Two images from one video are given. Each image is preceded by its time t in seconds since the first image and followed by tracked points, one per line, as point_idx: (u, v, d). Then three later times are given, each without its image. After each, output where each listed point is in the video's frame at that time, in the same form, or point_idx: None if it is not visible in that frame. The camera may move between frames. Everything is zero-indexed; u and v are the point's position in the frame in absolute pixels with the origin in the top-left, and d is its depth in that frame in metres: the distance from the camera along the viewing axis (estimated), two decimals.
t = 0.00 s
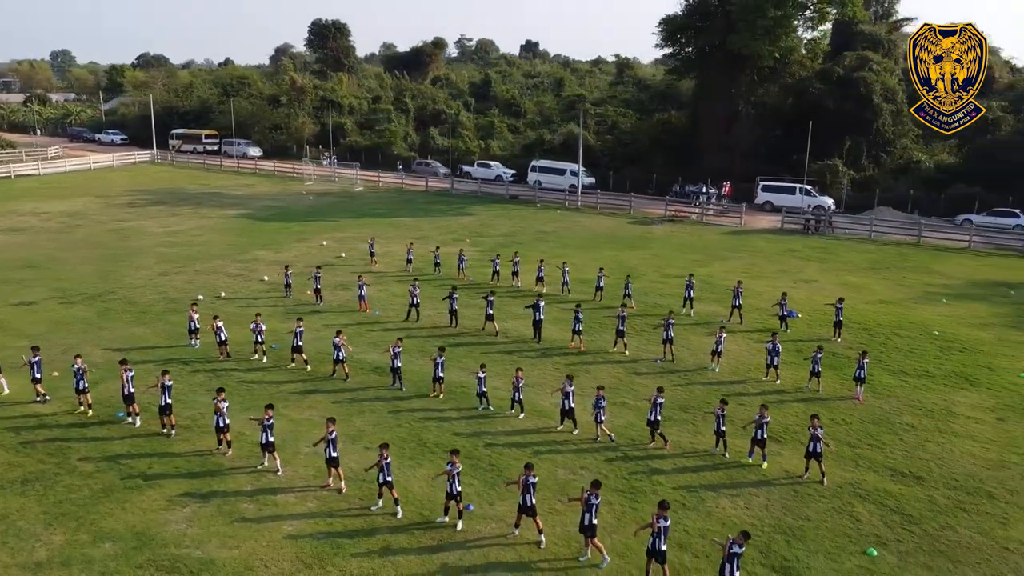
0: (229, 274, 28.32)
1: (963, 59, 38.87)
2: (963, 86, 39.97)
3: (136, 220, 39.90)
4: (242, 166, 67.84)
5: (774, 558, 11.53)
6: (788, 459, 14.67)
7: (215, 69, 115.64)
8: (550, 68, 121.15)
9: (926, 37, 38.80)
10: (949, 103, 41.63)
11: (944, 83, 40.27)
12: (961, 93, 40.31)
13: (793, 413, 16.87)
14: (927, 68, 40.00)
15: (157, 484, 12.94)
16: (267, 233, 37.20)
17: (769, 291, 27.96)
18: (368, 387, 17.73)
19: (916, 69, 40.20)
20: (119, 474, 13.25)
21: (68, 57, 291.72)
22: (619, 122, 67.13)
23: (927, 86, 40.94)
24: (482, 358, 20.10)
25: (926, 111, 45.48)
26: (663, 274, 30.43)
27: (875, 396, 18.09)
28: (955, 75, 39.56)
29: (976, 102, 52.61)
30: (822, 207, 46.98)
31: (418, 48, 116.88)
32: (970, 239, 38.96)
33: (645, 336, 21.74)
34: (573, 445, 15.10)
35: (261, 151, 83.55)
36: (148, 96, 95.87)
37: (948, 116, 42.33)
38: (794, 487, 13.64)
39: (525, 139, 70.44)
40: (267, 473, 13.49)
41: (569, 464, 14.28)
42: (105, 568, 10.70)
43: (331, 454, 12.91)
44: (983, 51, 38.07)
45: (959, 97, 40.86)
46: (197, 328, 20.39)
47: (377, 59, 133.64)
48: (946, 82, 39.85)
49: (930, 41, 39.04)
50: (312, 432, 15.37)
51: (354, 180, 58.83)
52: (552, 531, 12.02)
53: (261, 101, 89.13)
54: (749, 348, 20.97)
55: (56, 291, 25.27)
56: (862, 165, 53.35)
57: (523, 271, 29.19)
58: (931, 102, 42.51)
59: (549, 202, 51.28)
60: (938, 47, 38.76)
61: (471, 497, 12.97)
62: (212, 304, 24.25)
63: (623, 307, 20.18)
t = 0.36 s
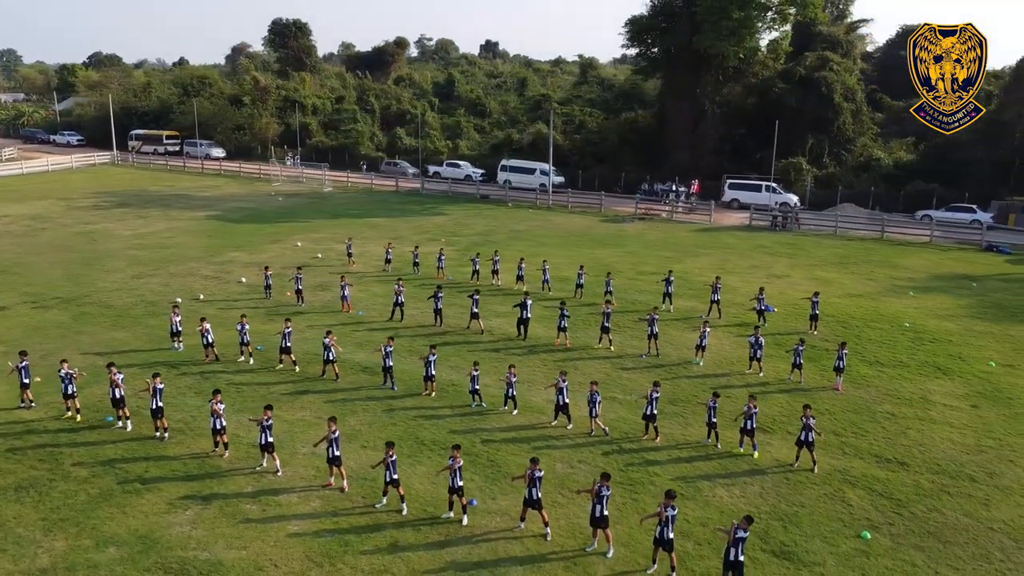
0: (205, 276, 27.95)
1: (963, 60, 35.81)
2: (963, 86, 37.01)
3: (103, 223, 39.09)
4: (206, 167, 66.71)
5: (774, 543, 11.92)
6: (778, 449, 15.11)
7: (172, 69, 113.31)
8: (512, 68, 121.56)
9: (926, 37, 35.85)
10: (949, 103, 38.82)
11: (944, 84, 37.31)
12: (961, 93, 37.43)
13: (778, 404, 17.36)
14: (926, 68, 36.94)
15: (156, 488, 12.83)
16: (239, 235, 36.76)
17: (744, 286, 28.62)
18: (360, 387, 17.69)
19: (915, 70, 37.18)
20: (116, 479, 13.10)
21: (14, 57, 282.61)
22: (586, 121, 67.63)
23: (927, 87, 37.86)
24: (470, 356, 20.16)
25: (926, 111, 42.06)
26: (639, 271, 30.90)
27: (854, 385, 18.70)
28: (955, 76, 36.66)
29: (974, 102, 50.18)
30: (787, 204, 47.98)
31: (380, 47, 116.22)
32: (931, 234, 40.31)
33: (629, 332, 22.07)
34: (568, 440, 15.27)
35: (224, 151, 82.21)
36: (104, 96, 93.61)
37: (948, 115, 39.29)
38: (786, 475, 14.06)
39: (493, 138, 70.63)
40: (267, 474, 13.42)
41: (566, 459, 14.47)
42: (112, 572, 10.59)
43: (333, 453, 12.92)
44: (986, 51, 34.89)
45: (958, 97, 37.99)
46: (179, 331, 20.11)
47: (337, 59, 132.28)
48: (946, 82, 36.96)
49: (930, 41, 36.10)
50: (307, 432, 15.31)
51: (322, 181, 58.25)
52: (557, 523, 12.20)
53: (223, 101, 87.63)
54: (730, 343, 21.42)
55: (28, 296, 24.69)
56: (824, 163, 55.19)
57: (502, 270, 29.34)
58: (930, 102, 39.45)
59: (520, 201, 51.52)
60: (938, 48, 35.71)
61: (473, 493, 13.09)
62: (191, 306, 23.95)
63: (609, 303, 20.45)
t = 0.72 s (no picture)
0: (196, 278, 27.71)
1: (963, 59, 35.45)
2: (963, 86, 36.67)
3: (84, 224, 38.47)
4: (184, 168, 65.87)
5: (788, 531, 12.23)
6: (782, 440, 15.47)
7: (144, 70, 111.58)
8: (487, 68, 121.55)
9: (928, 37, 35.06)
10: (948, 103, 38.50)
11: (944, 84, 36.86)
12: (961, 93, 37.01)
13: (778, 397, 17.74)
14: (926, 68, 36.27)
15: (172, 488, 12.81)
16: (225, 235, 36.43)
17: (733, 282, 29.09)
18: (365, 385, 17.70)
19: (915, 70, 36.39)
20: (131, 480, 13.04)
21: None
22: (566, 121, 67.93)
23: (927, 87, 37.17)
24: (471, 353, 20.23)
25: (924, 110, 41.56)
26: (629, 269, 31.23)
27: (849, 378, 19.17)
28: (956, 75, 36.27)
29: (972, 102, 49.37)
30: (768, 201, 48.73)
31: (355, 47, 115.54)
32: (909, 230, 41.29)
33: (626, 329, 22.32)
34: (577, 435, 15.46)
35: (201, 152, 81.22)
36: (75, 96, 91.86)
37: (948, 115, 39.06)
38: (792, 465, 14.41)
39: (474, 138, 70.70)
40: (283, 473, 13.44)
41: (578, 453, 14.66)
42: (137, 572, 10.58)
43: (350, 450, 12.98)
44: (986, 51, 34.70)
45: (958, 96, 37.68)
46: (177, 332, 19.95)
47: (310, 58, 131.17)
48: (947, 82, 36.52)
49: (931, 41, 35.46)
50: (317, 431, 15.31)
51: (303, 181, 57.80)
52: (576, 514, 12.39)
53: (198, 101, 86.50)
54: (726, 338, 21.78)
55: (16, 299, 24.31)
56: (802, 161, 56.41)
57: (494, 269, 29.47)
58: (930, 101, 38.85)
59: (504, 200, 51.69)
60: (939, 48, 35.12)
61: (489, 487, 13.23)
62: (185, 308, 23.76)
63: (608, 300, 20.68)
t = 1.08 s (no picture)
0: (199, 278, 27.61)
1: (962, 59, 36.06)
2: (963, 86, 37.46)
3: (79, 225, 38.13)
4: (174, 168, 65.36)
5: (811, 521, 12.48)
6: (797, 433, 15.74)
7: (129, 70, 110.57)
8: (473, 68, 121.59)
9: (927, 38, 35.32)
10: (949, 101, 38.96)
11: (943, 84, 37.46)
12: (961, 93, 37.81)
13: (788, 392, 18.01)
14: (926, 68, 36.73)
15: (201, 486, 12.85)
16: (223, 235, 36.26)
17: (733, 280, 29.40)
18: (380, 383, 17.78)
19: (916, 70, 36.83)
20: (158, 479, 13.06)
21: None
22: (558, 121, 68.20)
23: (927, 86, 37.77)
24: (482, 350, 20.35)
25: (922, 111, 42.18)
26: (629, 266, 31.46)
27: (857, 372, 19.49)
28: (955, 75, 36.98)
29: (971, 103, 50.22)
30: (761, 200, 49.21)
31: (342, 47, 115.11)
32: (901, 228, 41.89)
33: (634, 326, 22.51)
34: (596, 431, 15.63)
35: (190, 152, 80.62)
36: (60, 96, 90.81)
37: (948, 115, 40.15)
38: (809, 457, 14.68)
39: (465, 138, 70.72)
40: (309, 470, 13.52)
41: (599, 447, 14.84)
42: (175, 570, 10.61)
43: (378, 448, 13.08)
44: (985, 50, 35.33)
45: (958, 95, 38.56)
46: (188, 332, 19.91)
47: (294, 58, 130.34)
48: (947, 83, 37.16)
49: (930, 41, 35.72)
50: (337, 428, 15.37)
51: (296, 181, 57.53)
52: (604, 507, 12.59)
53: (186, 100, 85.85)
54: (732, 335, 22.04)
55: (18, 300, 24.10)
56: (793, 160, 56.93)
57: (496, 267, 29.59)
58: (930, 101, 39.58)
59: (499, 200, 51.84)
60: (939, 48, 35.44)
61: (515, 482, 13.39)
62: (191, 308, 23.68)
63: (617, 297, 20.89)
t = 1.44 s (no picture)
0: (199, 278, 27.50)
1: (963, 59, 35.24)
2: (964, 86, 36.61)
3: (71, 227, 37.73)
4: (161, 169, 64.79)
5: (831, 510, 12.74)
6: (808, 425, 16.02)
7: (109, 70, 109.23)
8: (457, 68, 121.46)
9: (927, 37, 34.98)
10: (948, 100, 38.03)
11: (944, 84, 36.90)
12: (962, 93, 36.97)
13: (796, 386, 18.33)
14: (926, 68, 36.32)
15: (226, 485, 12.88)
16: (218, 236, 36.07)
17: (731, 277, 29.76)
18: (394, 381, 17.87)
19: (915, 70, 36.43)
20: (183, 478, 13.08)
21: None
22: (547, 121, 68.48)
23: (927, 86, 37.28)
24: (491, 348, 20.47)
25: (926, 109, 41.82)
26: (627, 264, 31.72)
27: (860, 366, 19.86)
28: (956, 75, 36.18)
29: (971, 102, 50.68)
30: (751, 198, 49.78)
31: (325, 46, 114.50)
32: (890, 225, 42.57)
33: (638, 323, 22.74)
34: (612, 426, 15.82)
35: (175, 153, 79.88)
36: (40, 96, 89.57)
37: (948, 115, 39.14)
38: (823, 449, 14.96)
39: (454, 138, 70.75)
40: (333, 468, 13.58)
41: (616, 442, 15.02)
42: (210, 567, 10.65)
43: (403, 445, 13.16)
44: (987, 50, 34.39)
45: (959, 96, 37.63)
46: (196, 332, 19.87)
47: (276, 58, 129.38)
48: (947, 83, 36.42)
49: (931, 41, 35.32)
50: (356, 426, 15.44)
51: (286, 181, 57.23)
52: (628, 500, 12.78)
53: (170, 100, 85.06)
54: (736, 331, 22.34)
55: (19, 302, 23.89)
56: (780, 159, 57.61)
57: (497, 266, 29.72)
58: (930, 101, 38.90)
59: (491, 199, 51.98)
60: (939, 48, 34.97)
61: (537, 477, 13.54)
62: (195, 309, 23.59)
63: (622, 295, 21.10)
